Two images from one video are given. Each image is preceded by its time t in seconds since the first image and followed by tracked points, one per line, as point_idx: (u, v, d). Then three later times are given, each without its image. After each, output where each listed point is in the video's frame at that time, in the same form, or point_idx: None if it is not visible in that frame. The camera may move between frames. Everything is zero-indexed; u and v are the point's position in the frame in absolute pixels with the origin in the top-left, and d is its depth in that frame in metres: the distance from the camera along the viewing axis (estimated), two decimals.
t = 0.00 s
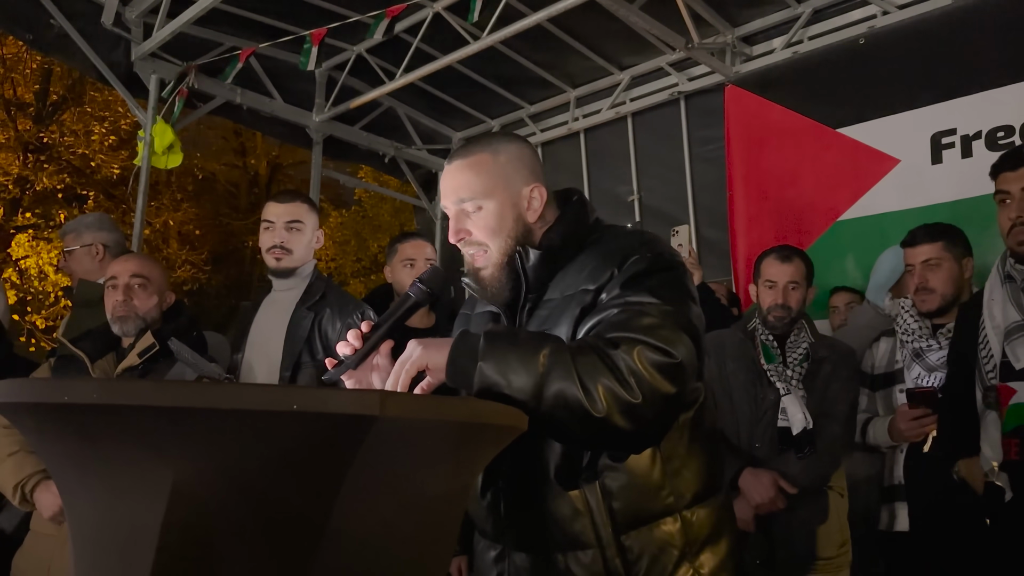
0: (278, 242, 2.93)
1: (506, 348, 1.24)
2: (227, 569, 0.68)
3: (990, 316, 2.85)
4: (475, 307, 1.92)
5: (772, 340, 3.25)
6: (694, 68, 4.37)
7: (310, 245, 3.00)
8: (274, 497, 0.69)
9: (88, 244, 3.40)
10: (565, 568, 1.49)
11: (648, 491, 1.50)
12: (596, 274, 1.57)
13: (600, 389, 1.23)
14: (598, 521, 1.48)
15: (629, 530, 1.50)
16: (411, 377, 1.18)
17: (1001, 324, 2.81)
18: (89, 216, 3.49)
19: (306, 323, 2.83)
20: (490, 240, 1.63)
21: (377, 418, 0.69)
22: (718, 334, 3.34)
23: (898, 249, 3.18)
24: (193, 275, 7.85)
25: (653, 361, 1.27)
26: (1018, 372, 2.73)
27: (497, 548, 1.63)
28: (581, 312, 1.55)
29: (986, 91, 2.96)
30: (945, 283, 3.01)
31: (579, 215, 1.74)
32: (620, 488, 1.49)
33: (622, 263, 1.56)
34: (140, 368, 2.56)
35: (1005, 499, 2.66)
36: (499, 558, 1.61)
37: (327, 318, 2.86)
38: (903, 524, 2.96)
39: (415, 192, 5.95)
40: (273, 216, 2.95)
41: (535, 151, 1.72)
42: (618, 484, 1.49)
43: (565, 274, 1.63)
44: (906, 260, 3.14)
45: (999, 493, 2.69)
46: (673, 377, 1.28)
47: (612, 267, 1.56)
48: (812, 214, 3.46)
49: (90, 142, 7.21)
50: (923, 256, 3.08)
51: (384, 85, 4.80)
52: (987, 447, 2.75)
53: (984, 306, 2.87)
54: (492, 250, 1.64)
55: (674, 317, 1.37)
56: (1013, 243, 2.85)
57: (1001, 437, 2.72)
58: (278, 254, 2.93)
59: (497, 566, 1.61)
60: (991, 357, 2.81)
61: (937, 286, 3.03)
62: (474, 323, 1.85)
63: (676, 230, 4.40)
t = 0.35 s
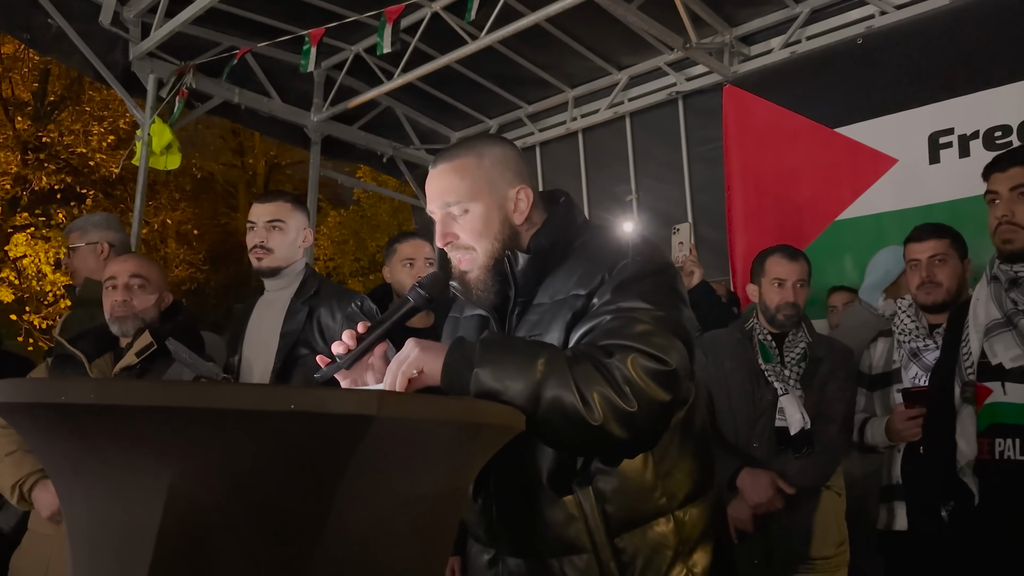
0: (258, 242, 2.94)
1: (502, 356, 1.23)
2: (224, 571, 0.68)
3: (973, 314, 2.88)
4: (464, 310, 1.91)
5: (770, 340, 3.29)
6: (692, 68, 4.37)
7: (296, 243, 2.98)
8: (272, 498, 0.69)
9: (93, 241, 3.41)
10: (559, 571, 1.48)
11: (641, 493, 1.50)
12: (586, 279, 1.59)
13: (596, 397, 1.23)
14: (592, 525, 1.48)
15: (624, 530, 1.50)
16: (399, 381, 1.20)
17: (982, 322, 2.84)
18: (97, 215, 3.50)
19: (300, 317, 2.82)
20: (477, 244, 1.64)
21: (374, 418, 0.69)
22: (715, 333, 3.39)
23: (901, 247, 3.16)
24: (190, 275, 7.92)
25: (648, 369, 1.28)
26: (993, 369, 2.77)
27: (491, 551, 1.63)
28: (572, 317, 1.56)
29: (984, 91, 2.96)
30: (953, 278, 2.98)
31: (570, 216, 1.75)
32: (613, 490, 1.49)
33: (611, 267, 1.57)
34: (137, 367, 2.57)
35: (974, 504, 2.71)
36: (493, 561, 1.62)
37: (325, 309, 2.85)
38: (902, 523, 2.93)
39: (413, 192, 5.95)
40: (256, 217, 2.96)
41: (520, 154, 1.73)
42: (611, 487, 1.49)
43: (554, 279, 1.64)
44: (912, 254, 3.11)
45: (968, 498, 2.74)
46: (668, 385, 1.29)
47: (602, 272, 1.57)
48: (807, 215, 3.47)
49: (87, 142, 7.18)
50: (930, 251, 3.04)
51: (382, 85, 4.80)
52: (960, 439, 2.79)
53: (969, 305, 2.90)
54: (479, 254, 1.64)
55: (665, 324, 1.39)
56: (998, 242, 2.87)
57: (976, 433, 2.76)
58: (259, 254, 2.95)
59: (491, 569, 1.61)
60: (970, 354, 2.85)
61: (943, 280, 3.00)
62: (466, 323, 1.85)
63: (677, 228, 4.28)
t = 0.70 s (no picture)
0: (258, 242, 2.94)
1: (504, 358, 1.23)
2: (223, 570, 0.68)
3: (962, 313, 2.91)
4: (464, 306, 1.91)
5: (770, 338, 3.30)
6: (691, 67, 4.37)
7: (297, 243, 2.99)
8: (271, 497, 0.69)
9: (95, 241, 3.40)
10: (553, 568, 1.48)
11: (637, 490, 1.50)
12: (587, 276, 1.58)
13: (599, 398, 1.23)
14: (588, 521, 1.47)
15: (619, 528, 1.50)
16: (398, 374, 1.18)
17: (971, 321, 2.87)
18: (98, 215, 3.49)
19: (295, 316, 2.82)
20: (476, 241, 1.64)
21: (374, 418, 0.69)
22: (714, 333, 3.40)
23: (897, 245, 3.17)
24: (190, 274, 7.82)
25: (651, 371, 1.28)
26: (981, 368, 2.80)
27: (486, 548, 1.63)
28: (573, 314, 1.56)
29: (983, 91, 2.96)
30: (947, 278, 3.00)
31: (570, 215, 1.74)
32: (607, 485, 1.49)
33: (613, 265, 1.57)
34: (136, 366, 2.54)
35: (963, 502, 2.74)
36: (487, 558, 1.61)
37: (324, 307, 2.85)
38: (894, 521, 2.97)
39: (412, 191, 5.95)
40: (255, 216, 2.97)
41: (527, 151, 1.71)
42: (609, 485, 1.49)
43: (554, 275, 1.63)
44: (907, 253, 3.12)
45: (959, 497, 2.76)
46: (669, 385, 1.29)
47: (603, 270, 1.57)
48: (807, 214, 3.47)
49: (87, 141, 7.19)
50: (926, 249, 3.07)
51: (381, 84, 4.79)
52: (950, 437, 2.82)
53: (958, 304, 2.94)
54: (479, 250, 1.64)
55: (666, 324, 1.39)
56: (993, 241, 2.88)
57: (965, 431, 2.79)
58: (259, 254, 2.95)
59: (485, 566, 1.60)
60: (959, 352, 2.89)
61: (940, 277, 3.02)
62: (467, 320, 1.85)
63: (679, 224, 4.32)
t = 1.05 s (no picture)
0: (266, 241, 2.95)
1: (503, 354, 1.20)
2: (224, 567, 0.67)
3: (962, 312, 2.92)
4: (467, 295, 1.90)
5: (773, 336, 3.37)
6: (691, 66, 4.37)
7: (301, 242, 3.01)
8: (272, 492, 0.68)
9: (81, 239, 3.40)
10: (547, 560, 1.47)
11: (631, 482, 1.50)
12: (593, 264, 1.57)
13: (599, 393, 1.23)
14: (580, 508, 1.47)
15: (610, 520, 1.49)
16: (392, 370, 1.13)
17: (972, 321, 2.88)
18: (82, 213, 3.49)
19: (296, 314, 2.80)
20: (488, 215, 1.65)
21: (376, 413, 0.69)
22: (717, 332, 3.49)
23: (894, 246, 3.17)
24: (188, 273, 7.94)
25: (654, 365, 1.29)
26: (985, 368, 2.80)
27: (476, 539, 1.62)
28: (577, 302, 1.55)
29: (983, 89, 2.95)
30: (944, 274, 3.01)
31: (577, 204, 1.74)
32: (601, 474, 1.48)
33: (619, 254, 1.57)
34: (133, 365, 2.55)
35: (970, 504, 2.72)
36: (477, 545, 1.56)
37: (327, 305, 2.85)
38: (889, 516, 2.96)
39: (412, 190, 5.94)
40: (261, 214, 2.99)
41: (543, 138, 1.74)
42: (609, 481, 1.49)
43: (560, 263, 1.62)
44: (904, 249, 3.12)
45: (964, 498, 2.74)
46: (668, 377, 1.31)
47: (609, 258, 1.56)
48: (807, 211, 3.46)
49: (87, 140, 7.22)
50: (923, 246, 3.06)
51: (381, 82, 4.79)
52: (954, 440, 2.81)
53: (956, 301, 2.95)
54: (491, 225, 1.65)
55: (668, 317, 1.39)
56: (996, 243, 2.88)
57: (968, 432, 2.79)
58: (266, 254, 2.96)
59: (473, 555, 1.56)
60: (960, 352, 2.88)
61: (936, 274, 3.03)
62: (467, 309, 1.84)
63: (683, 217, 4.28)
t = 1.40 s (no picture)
0: (271, 240, 2.95)
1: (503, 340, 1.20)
2: (224, 567, 0.67)
3: (964, 312, 2.92)
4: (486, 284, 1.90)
5: (775, 336, 3.23)
6: (691, 65, 4.36)
7: (304, 242, 3.02)
8: (274, 491, 0.68)
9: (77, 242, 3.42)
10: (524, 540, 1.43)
11: (616, 473, 1.48)
12: (620, 258, 1.57)
13: (605, 390, 1.23)
14: (560, 491, 1.45)
15: (588, 508, 1.47)
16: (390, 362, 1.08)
17: (975, 321, 2.88)
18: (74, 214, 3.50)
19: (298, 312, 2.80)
20: (527, 200, 1.72)
21: (375, 412, 0.68)
22: (720, 331, 3.33)
23: (897, 245, 3.17)
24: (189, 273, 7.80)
25: (663, 366, 1.28)
26: (988, 368, 2.80)
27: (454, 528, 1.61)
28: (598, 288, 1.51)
29: (983, 88, 2.94)
30: (947, 274, 3.01)
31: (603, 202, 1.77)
32: (595, 470, 1.48)
33: (645, 254, 1.56)
34: (119, 364, 2.55)
35: (972, 504, 2.72)
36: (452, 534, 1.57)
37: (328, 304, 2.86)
38: (887, 517, 3.01)
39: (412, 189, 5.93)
40: (265, 214, 2.98)
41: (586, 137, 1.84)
42: (609, 480, 1.47)
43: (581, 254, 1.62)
44: (907, 248, 3.12)
45: (966, 498, 2.75)
46: (675, 379, 1.30)
47: (636, 255, 1.56)
48: (807, 210, 3.46)
49: (87, 139, 7.22)
50: (926, 245, 3.06)
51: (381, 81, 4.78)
52: (957, 439, 2.82)
53: (958, 301, 2.96)
54: (527, 210, 1.71)
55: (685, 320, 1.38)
56: (999, 242, 2.87)
57: (971, 433, 2.79)
58: (271, 252, 2.96)
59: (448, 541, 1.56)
60: (963, 352, 2.89)
61: (938, 273, 3.03)
62: (481, 294, 1.84)
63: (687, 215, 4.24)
